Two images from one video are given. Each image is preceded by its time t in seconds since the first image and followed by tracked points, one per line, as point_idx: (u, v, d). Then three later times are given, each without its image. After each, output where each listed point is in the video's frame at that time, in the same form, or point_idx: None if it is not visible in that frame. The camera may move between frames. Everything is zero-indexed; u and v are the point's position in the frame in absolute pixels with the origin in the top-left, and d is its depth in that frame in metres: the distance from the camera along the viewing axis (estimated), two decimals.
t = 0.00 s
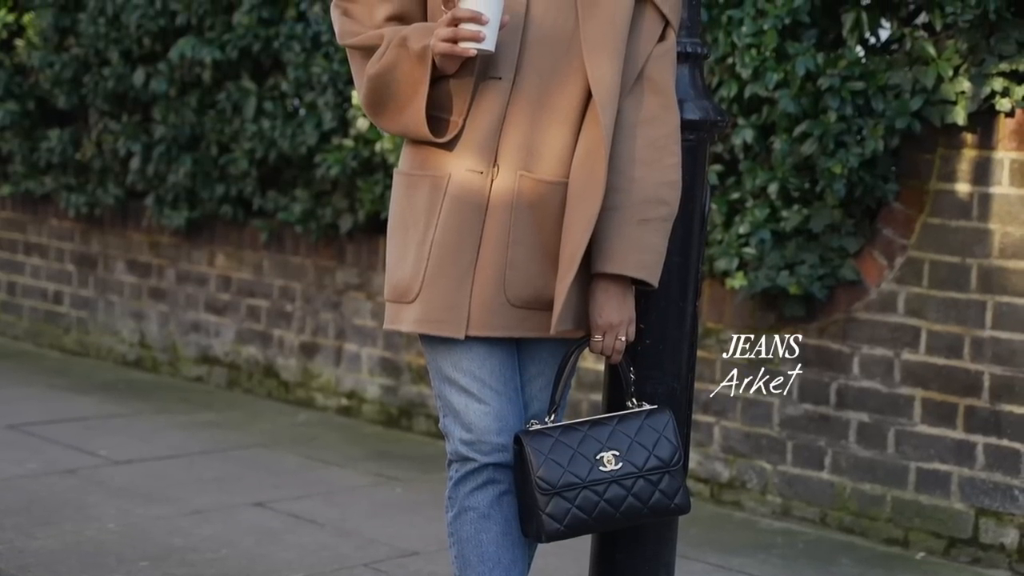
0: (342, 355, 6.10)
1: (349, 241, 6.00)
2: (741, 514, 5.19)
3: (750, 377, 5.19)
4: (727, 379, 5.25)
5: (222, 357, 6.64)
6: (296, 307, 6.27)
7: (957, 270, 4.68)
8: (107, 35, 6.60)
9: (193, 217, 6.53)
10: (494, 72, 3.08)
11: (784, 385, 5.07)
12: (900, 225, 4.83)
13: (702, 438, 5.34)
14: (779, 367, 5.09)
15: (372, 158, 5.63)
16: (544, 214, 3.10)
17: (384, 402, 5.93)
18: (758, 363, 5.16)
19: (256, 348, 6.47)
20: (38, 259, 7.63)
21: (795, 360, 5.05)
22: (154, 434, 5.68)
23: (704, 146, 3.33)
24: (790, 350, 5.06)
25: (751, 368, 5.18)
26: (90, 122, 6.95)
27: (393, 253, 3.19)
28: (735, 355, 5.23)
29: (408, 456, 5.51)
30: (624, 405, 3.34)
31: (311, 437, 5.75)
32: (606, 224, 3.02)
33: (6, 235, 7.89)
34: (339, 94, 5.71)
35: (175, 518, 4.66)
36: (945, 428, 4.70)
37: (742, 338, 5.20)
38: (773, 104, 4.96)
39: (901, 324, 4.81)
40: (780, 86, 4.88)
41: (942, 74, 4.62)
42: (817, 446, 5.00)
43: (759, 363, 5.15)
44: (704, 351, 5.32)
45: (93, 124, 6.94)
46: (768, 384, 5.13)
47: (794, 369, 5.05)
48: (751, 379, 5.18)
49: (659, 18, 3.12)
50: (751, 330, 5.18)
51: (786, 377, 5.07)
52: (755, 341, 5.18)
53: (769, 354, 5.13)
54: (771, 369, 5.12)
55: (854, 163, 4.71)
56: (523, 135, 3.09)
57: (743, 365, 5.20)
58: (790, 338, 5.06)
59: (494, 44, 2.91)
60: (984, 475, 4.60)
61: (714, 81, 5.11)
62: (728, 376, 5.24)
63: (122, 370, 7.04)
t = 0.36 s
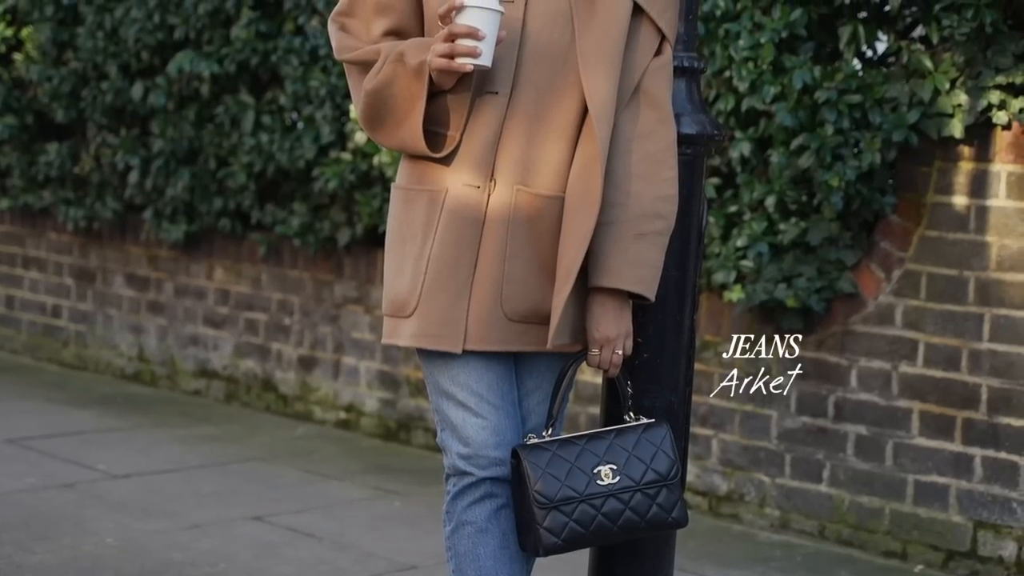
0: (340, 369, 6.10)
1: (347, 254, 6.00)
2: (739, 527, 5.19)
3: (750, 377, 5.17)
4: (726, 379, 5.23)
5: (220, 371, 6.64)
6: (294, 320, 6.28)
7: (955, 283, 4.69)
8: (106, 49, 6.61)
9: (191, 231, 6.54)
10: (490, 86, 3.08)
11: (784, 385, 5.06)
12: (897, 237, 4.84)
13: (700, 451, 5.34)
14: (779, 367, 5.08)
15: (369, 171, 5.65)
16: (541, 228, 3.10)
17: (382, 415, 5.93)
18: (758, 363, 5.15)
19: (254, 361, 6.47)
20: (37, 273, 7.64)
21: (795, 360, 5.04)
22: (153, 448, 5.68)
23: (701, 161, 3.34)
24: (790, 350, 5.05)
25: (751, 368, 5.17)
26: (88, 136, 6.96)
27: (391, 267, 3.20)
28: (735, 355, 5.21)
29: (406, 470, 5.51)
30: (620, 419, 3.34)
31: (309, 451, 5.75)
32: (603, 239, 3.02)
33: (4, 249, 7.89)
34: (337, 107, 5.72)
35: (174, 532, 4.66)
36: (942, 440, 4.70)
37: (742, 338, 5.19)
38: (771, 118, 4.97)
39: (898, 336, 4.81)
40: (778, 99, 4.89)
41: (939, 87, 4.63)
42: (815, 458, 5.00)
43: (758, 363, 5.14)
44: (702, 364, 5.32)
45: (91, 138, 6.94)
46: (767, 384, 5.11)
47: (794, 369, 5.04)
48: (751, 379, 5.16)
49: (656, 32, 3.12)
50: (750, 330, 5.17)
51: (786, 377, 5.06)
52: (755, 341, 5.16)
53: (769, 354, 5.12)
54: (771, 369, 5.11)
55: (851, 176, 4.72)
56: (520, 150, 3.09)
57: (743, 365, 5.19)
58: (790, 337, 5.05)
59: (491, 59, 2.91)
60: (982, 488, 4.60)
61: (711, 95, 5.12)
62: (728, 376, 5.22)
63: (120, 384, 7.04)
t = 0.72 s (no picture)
0: (339, 382, 6.10)
1: (346, 267, 6.01)
2: (738, 540, 5.18)
3: (750, 377, 5.17)
4: (726, 379, 5.23)
5: (219, 384, 6.64)
6: (294, 333, 6.28)
7: (953, 295, 4.69)
8: (105, 62, 6.61)
9: (190, 244, 6.54)
10: (489, 101, 3.08)
11: (785, 384, 5.06)
12: (895, 249, 4.85)
13: (699, 464, 5.34)
14: (779, 367, 5.08)
15: (368, 184, 5.65)
16: (540, 242, 3.10)
17: (382, 428, 5.93)
18: (758, 363, 5.14)
19: (253, 375, 6.48)
20: (36, 286, 7.64)
21: (795, 360, 5.04)
22: (152, 461, 5.68)
23: (700, 174, 3.35)
24: (790, 350, 5.05)
25: (751, 368, 5.16)
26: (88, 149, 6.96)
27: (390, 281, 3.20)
28: (735, 355, 5.21)
29: (405, 483, 5.51)
30: (619, 433, 3.35)
31: (308, 464, 5.75)
32: (602, 252, 3.02)
33: (3, 262, 7.89)
34: (336, 120, 5.73)
35: (173, 546, 4.66)
36: (941, 453, 4.70)
37: (742, 338, 5.17)
38: (769, 131, 4.97)
39: (897, 349, 4.81)
40: (776, 112, 4.89)
41: (937, 100, 4.63)
42: (814, 471, 5.00)
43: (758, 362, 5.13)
44: (701, 377, 5.32)
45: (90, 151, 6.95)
46: (767, 384, 5.11)
47: (793, 368, 5.04)
48: (751, 379, 5.16)
49: (654, 45, 3.12)
50: (750, 334, 5.16)
51: (786, 377, 5.06)
52: (755, 341, 5.15)
53: (769, 353, 5.11)
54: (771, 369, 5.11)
55: (850, 188, 4.72)
56: (518, 164, 3.09)
57: (743, 365, 5.19)
58: (790, 337, 5.05)
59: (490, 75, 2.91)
60: (982, 500, 4.60)
61: (709, 107, 5.11)
62: (728, 376, 5.22)
63: (119, 397, 7.04)
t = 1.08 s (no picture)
0: (340, 395, 6.10)
1: (346, 281, 6.02)
2: (739, 553, 5.18)
3: (750, 377, 5.17)
4: (727, 379, 5.22)
5: (220, 398, 6.64)
6: (294, 346, 6.28)
7: (953, 307, 4.70)
8: (106, 76, 6.62)
9: (191, 258, 6.55)
10: (488, 115, 3.08)
11: (785, 385, 5.06)
12: (895, 261, 4.85)
13: (699, 476, 5.33)
14: (779, 367, 5.08)
15: (369, 198, 5.66)
16: (540, 256, 3.11)
17: (382, 441, 5.94)
18: (758, 363, 5.13)
19: (254, 389, 6.48)
20: (37, 300, 7.65)
21: (795, 360, 5.03)
22: (153, 475, 5.68)
23: (699, 188, 3.36)
24: (790, 350, 5.03)
25: (751, 368, 5.16)
26: (88, 162, 6.97)
27: (390, 295, 3.20)
28: (735, 355, 5.20)
29: (406, 496, 5.51)
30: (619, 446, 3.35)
31: (309, 477, 5.75)
32: (602, 266, 3.02)
33: (4, 276, 7.89)
34: (336, 134, 5.73)
35: (174, 560, 4.66)
36: (942, 465, 4.70)
37: (742, 339, 5.15)
38: (768, 144, 4.97)
39: (897, 361, 4.81)
40: (776, 125, 4.90)
41: (936, 113, 4.64)
42: (815, 484, 4.99)
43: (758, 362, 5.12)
44: (701, 390, 5.31)
45: (91, 165, 6.95)
46: (768, 384, 5.11)
47: (794, 369, 5.04)
48: (751, 379, 5.16)
49: (653, 60, 3.13)
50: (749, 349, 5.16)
51: (786, 377, 5.06)
52: (755, 341, 5.13)
53: (768, 354, 5.09)
54: (771, 369, 5.11)
55: (849, 202, 4.72)
56: (518, 179, 3.10)
57: (743, 365, 5.18)
58: (790, 337, 5.00)
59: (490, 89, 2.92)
60: (982, 513, 4.60)
61: (709, 121, 5.12)
62: (728, 376, 5.22)
63: (120, 411, 7.04)
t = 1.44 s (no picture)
0: (343, 408, 6.11)
1: (349, 294, 6.03)
2: (742, 565, 5.18)
3: (750, 376, 5.17)
4: (727, 379, 5.24)
5: (223, 411, 6.65)
6: (297, 359, 6.29)
7: (955, 320, 4.70)
8: (108, 90, 6.63)
9: (194, 271, 6.55)
10: (489, 129, 3.09)
11: (784, 385, 5.07)
12: (897, 275, 4.85)
13: (702, 489, 5.33)
14: (779, 367, 5.08)
15: (371, 211, 5.67)
16: (541, 270, 3.11)
17: (385, 454, 5.95)
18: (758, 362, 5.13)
19: (256, 402, 6.49)
20: (40, 314, 7.65)
21: (795, 360, 5.02)
22: (156, 488, 5.69)
23: (700, 202, 3.40)
24: (790, 350, 5.00)
25: (751, 367, 5.16)
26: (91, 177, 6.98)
27: (392, 309, 3.21)
28: (735, 354, 5.18)
29: (409, 509, 5.52)
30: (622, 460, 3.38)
31: (312, 490, 5.75)
32: (602, 281, 3.02)
33: (7, 290, 7.89)
34: (338, 147, 5.75)
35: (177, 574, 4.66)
36: (945, 478, 4.70)
37: (742, 339, 5.12)
38: (770, 156, 4.98)
39: (900, 374, 4.82)
40: (777, 138, 4.90)
41: (937, 126, 4.65)
42: (818, 496, 5.00)
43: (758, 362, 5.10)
44: (704, 403, 5.31)
45: (93, 179, 6.96)
46: (767, 384, 5.12)
47: (794, 369, 5.03)
48: (751, 379, 5.16)
49: (654, 74, 3.14)
50: (751, 363, 5.16)
51: (786, 377, 5.07)
52: (755, 341, 5.09)
53: (769, 353, 5.06)
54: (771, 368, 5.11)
55: (851, 215, 4.73)
56: (519, 193, 3.10)
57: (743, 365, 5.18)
58: (790, 338, 4.96)
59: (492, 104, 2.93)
60: (985, 525, 4.61)
61: (710, 134, 5.11)
62: (728, 376, 5.23)
63: (123, 425, 7.05)
